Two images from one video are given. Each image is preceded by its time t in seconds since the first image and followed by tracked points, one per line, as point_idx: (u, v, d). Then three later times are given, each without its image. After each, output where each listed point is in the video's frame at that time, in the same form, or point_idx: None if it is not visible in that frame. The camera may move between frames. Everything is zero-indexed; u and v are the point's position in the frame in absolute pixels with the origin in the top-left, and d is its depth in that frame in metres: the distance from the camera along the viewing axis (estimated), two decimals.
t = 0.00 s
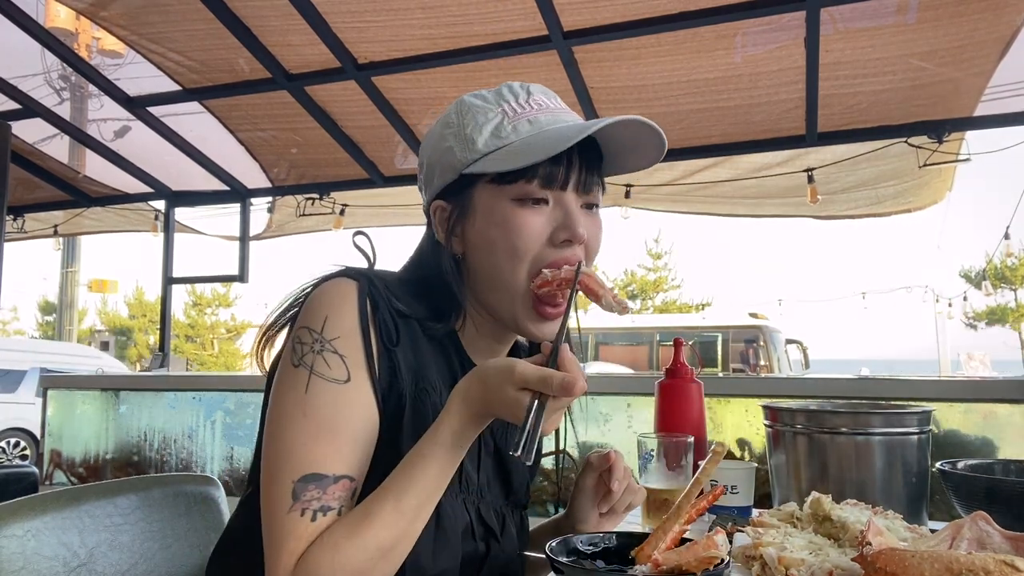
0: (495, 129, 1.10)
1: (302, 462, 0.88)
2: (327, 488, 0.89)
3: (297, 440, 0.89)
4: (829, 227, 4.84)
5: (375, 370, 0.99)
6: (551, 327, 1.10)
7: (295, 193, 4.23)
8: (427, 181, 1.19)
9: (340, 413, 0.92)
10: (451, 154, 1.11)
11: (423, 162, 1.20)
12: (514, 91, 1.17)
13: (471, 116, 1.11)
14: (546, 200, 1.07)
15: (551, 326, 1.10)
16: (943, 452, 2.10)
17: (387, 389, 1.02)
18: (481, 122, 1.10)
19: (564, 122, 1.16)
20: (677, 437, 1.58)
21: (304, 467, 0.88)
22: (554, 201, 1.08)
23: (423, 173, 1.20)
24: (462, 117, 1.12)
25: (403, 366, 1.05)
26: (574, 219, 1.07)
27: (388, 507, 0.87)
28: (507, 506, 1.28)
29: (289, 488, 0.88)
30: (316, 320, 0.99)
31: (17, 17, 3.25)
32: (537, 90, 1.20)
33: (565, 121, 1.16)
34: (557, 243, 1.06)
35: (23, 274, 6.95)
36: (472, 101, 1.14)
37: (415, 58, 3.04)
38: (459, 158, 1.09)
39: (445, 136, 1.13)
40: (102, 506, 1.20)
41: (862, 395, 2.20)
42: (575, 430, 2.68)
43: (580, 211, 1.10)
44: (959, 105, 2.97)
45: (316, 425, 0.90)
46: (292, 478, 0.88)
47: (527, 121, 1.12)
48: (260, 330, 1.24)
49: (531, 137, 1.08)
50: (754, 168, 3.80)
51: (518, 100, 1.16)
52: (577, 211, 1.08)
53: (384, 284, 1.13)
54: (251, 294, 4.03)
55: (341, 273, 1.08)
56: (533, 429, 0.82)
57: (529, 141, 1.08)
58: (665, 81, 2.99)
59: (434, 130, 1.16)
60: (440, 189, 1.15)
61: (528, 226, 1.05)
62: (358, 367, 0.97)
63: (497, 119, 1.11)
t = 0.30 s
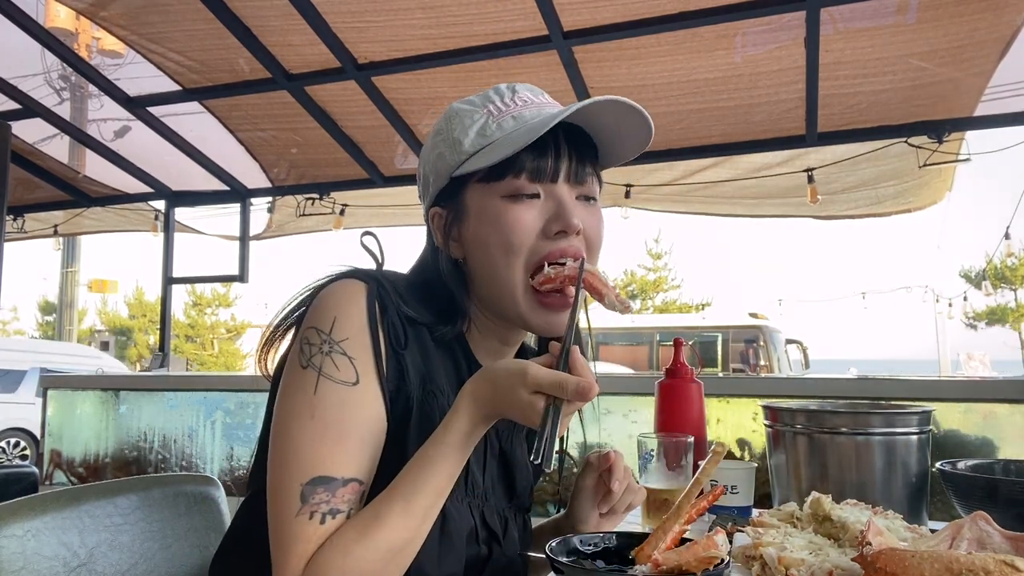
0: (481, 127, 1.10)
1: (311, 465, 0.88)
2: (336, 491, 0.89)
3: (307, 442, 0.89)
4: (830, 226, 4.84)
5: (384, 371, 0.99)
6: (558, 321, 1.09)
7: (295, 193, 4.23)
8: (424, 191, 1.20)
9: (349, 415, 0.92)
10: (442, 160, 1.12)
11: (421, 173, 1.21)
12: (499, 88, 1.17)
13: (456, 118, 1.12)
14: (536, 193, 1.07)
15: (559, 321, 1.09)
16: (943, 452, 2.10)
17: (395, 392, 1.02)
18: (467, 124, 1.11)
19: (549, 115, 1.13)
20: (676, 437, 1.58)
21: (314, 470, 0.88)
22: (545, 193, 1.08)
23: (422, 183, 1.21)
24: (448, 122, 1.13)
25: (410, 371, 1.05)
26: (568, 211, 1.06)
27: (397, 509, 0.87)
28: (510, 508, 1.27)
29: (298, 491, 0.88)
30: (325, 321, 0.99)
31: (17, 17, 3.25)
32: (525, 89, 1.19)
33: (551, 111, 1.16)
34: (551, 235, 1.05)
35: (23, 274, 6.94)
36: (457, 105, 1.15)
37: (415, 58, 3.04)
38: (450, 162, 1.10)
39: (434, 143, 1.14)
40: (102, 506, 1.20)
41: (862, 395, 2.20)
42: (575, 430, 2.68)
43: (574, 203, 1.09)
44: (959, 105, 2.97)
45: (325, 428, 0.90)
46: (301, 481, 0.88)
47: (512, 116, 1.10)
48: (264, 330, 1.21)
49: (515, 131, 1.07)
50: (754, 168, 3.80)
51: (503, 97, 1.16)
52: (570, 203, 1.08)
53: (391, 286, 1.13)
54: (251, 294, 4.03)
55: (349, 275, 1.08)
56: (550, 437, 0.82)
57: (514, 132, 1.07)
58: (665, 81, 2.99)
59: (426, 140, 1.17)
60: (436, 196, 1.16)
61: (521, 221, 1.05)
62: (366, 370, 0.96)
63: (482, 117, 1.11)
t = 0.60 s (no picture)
0: (495, 131, 1.09)
1: (316, 463, 0.88)
2: (342, 488, 0.89)
3: (311, 442, 0.89)
4: (829, 226, 4.83)
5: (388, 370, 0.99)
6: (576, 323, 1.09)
7: (295, 193, 4.23)
8: (427, 194, 1.18)
9: (353, 413, 0.92)
10: (453, 163, 1.10)
11: (420, 175, 1.19)
12: (506, 91, 1.17)
13: (467, 121, 1.11)
14: (555, 198, 1.07)
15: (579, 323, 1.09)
16: (942, 452, 2.10)
17: (399, 390, 1.02)
18: (480, 126, 1.10)
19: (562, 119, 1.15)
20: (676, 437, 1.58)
21: (318, 468, 0.88)
22: (562, 198, 1.07)
23: (422, 184, 1.19)
24: (458, 125, 1.11)
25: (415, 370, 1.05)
26: (587, 214, 1.06)
27: (401, 506, 0.86)
28: (513, 506, 1.27)
29: (302, 490, 0.88)
30: (328, 321, 0.99)
31: (17, 16, 3.25)
32: (528, 90, 1.20)
33: (562, 118, 1.16)
34: (571, 239, 1.05)
35: (23, 274, 6.93)
36: (465, 107, 1.13)
37: (415, 58, 3.04)
38: (463, 166, 1.09)
39: (441, 145, 1.12)
40: (102, 506, 1.20)
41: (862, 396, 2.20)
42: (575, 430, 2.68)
43: (589, 206, 1.09)
44: (959, 105, 2.97)
45: (329, 427, 0.90)
46: (306, 479, 0.88)
47: (527, 120, 1.12)
48: (264, 330, 1.20)
49: (533, 138, 1.08)
50: (754, 168, 3.80)
51: (512, 101, 1.15)
52: (586, 206, 1.08)
53: (394, 286, 1.13)
54: (251, 294, 4.03)
55: (352, 275, 1.08)
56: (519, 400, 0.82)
57: (533, 140, 1.07)
58: (665, 81, 2.99)
59: (430, 141, 1.15)
60: (443, 200, 1.14)
61: (540, 226, 1.05)
62: (371, 369, 0.96)
63: (495, 122, 1.10)
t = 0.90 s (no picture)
0: (503, 139, 1.09)
1: (311, 466, 0.88)
2: (337, 491, 0.89)
3: (306, 444, 0.89)
4: (829, 226, 4.83)
5: (384, 372, 0.99)
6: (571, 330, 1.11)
7: (295, 193, 4.23)
8: (427, 190, 1.17)
9: (348, 415, 0.92)
10: (457, 166, 1.10)
11: (420, 170, 1.18)
12: (516, 95, 1.16)
13: (476, 124, 1.10)
14: (559, 211, 1.07)
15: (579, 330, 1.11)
16: (943, 452, 2.10)
17: (396, 392, 1.02)
18: (488, 132, 1.09)
19: (572, 130, 1.16)
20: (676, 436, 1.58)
21: (313, 471, 0.88)
22: (566, 211, 1.07)
23: (422, 180, 1.18)
24: (466, 126, 1.11)
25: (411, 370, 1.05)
26: (591, 229, 1.05)
27: (396, 508, 0.87)
28: (514, 505, 1.27)
29: (297, 492, 0.88)
30: (324, 322, 0.98)
31: (17, 16, 3.24)
32: (538, 93, 1.19)
33: (572, 130, 1.16)
34: (572, 253, 1.05)
35: (22, 274, 6.93)
36: (473, 107, 1.12)
37: (415, 58, 3.04)
38: (468, 171, 1.09)
39: (447, 145, 1.11)
40: (102, 506, 1.20)
41: (861, 395, 2.20)
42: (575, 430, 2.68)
43: (592, 219, 1.09)
44: (959, 105, 2.97)
45: (324, 429, 0.90)
46: (300, 482, 0.88)
47: (538, 129, 1.12)
48: (263, 330, 1.21)
49: (542, 152, 1.08)
50: (754, 168, 3.80)
51: (521, 107, 1.15)
52: (589, 219, 1.08)
53: (391, 287, 1.12)
54: (251, 294, 4.03)
55: (348, 275, 1.08)
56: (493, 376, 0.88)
57: (542, 155, 1.08)
58: (665, 81, 2.99)
59: (434, 137, 1.14)
60: (445, 201, 1.14)
61: (542, 237, 1.05)
62: (366, 371, 0.96)
63: (504, 129, 1.10)
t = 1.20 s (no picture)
0: (509, 141, 1.09)
1: (310, 472, 0.88)
2: (337, 497, 0.89)
3: (305, 450, 0.89)
4: (829, 226, 4.83)
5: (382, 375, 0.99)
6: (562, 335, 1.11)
7: (296, 193, 4.23)
8: (428, 184, 1.17)
9: (346, 420, 0.92)
10: (460, 164, 1.10)
11: (422, 162, 1.18)
12: (525, 96, 1.16)
13: (482, 122, 1.10)
14: (558, 217, 1.07)
15: (571, 332, 1.13)
16: (943, 452, 2.10)
17: (394, 394, 1.02)
18: (494, 132, 1.09)
19: (579, 137, 1.17)
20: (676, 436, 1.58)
21: (313, 476, 0.88)
22: (566, 217, 1.07)
23: (422, 173, 1.18)
24: (472, 124, 1.10)
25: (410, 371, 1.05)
26: (590, 238, 1.06)
27: (397, 514, 0.87)
28: (514, 504, 1.27)
29: (297, 499, 0.88)
30: (322, 325, 0.98)
31: (17, 16, 3.24)
32: (547, 95, 1.19)
33: (577, 136, 1.17)
34: (569, 260, 1.05)
35: (22, 274, 6.93)
36: (481, 105, 1.12)
37: (415, 58, 3.04)
38: (470, 169, 1.08)
39: (453, 141, 1.11)
40: (102, 506, 1.20)
41: (861, 395, 2.20)
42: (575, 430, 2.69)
43: (592, 226, 1.09)
44: (959, 105, 2.97)
45: (323, 435, 0.90)
46: (300, 488, 0.88)
47: (543, 133, 1.12)
48: (262, 331, 1.21)
49: (544, 156, 1.08)
50: (754, 168, 3.80)
51: (529, 109, 1.15)
52: (588, 226, 1.08)
53: (388, 287, 1.12)
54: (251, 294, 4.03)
55: (345, 276, 1.08)
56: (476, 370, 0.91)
57: (545, 159, 1.08)
58: (665, 81, 2.99)
59: (440, 131, 1.14)
60: (446, 198, 1.14)
61: (541, 241, 1.05)
62: (363, 374, 0.97)
63: (510, 131, 1.10)
